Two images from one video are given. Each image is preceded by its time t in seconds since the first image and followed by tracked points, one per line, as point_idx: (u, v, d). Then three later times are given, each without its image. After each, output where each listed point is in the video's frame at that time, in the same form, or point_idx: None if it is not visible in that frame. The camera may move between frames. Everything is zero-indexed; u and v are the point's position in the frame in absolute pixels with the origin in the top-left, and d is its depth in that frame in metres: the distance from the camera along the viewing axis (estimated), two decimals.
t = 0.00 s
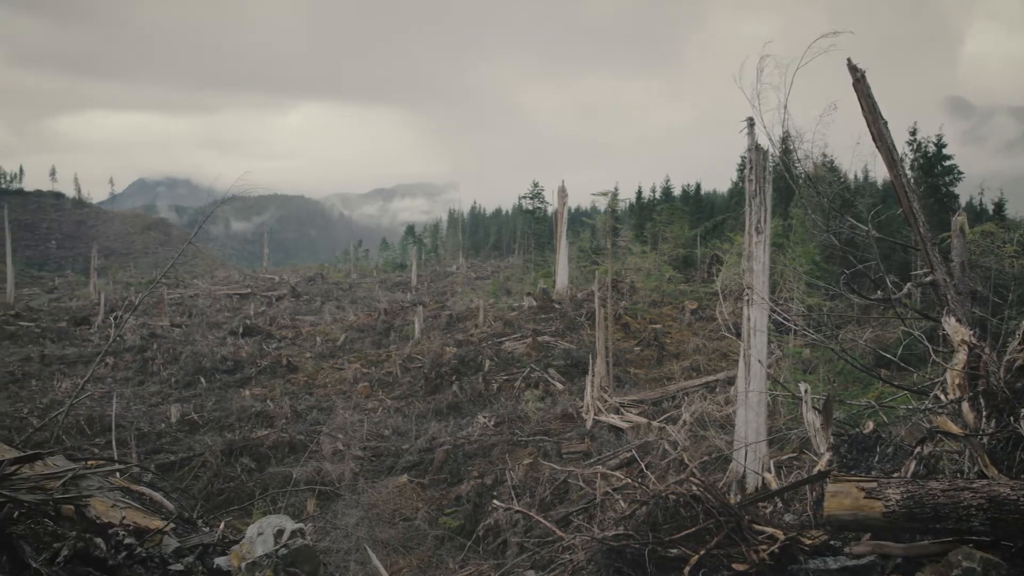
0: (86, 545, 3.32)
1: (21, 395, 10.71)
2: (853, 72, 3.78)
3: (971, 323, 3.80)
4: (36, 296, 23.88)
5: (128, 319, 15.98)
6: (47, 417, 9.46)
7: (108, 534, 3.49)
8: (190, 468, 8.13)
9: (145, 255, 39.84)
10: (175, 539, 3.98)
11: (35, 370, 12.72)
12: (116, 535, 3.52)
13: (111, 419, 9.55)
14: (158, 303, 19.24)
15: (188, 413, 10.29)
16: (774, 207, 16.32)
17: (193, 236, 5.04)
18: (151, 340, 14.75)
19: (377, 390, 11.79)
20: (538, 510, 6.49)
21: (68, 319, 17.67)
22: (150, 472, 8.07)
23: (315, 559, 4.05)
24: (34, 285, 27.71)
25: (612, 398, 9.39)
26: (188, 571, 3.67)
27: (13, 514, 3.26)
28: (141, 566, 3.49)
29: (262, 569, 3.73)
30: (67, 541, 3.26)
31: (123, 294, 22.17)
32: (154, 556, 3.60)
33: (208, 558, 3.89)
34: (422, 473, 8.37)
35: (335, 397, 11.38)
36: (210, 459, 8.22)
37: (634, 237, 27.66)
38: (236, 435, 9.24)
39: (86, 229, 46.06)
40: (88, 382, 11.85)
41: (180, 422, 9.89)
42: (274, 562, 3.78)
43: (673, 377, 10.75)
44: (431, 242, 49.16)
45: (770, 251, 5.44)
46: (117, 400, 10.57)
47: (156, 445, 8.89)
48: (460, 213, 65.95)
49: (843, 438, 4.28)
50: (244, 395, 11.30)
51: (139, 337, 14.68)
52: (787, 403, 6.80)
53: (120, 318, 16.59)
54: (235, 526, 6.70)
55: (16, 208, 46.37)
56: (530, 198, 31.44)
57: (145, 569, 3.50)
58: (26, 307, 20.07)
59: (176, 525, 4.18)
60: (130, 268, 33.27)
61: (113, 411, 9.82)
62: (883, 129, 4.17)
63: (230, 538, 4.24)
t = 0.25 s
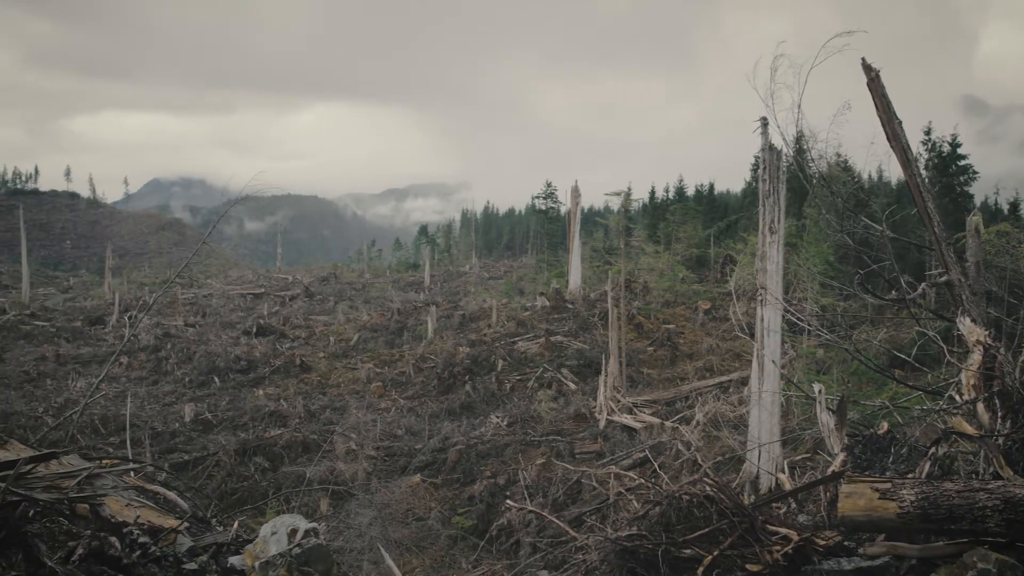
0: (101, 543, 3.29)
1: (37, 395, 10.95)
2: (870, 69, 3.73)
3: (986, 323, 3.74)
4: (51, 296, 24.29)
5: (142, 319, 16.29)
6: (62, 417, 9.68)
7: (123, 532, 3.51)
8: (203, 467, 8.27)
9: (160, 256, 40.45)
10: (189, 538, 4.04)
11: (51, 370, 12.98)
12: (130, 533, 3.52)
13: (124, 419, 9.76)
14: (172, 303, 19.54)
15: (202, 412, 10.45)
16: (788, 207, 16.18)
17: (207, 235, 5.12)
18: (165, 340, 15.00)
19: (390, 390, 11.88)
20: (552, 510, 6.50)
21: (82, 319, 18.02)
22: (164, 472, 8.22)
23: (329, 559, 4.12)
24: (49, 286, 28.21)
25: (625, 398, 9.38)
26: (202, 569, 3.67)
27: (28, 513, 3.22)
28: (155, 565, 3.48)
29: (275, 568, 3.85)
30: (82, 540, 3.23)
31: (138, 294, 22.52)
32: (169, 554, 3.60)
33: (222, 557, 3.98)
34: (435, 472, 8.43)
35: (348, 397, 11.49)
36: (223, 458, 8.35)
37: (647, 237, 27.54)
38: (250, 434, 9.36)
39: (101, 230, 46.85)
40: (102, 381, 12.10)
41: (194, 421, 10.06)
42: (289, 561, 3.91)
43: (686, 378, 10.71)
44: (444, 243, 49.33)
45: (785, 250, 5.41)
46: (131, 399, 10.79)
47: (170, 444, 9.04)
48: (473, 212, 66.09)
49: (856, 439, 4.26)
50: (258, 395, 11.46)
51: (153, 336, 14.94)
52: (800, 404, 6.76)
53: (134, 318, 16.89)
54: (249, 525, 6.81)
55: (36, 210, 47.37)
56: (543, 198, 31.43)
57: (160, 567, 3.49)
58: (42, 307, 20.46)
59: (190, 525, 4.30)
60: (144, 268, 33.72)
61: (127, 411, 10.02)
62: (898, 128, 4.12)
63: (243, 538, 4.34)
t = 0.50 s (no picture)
0: (116, 542, 3.24)
1: (52, 395, 11.21)
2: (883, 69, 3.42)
3: (1002, 323, 3.66)
4: (66, 296, 24.76)
5: (156, 319, 16.61)
6: (77, 416, 9.92)
7: (137, 531, 3.44)
8: (218, 467, 8.43)
9: (175, 257, 41.08)
10: (204, 537, 3.99)
11: (65, 369, 13.26)
12: (145, 532, 3.45)
13: (138, 418, 9.97)
14: (186, 303, 19.86)
15: (216, 412, 10.61)
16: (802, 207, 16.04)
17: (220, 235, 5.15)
18: (179, 339, 15.26)
19: (404, 389, 11.97)
20: (565, 510, 6.52)
21: (96, 318, 18.44)
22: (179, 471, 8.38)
23: (342, 558, 4.10)
24: (65, 286, 28.77)
25: (638, 398, 9.36)
26: (217, 569, 3.64)
27: (43, 512, 3.19)
28: (169, 564, 3.42)
29: (289, 567, 3.82)
30: (96, 539, 3.19)
31: (152, 294, 22.90)
32: (183, 554, 3.55)
33: (236, 556, 3.95)
34: (448, 472, 8.50)
35: (362, 396, 11.61)
36: (237, 458, 8.49)
37: (660, 236, 27.42)
38: (264, 434, 9.49)
39: (116, 231, 47.79)
40: (117, 381, 12.38)
41: (208, 421, 10.22)
42: (302, 561, 3.88)
43: (700, 378, 10.66)
44: (457, 243, 49.51)
45: (799, 251, 5.37)
46: (145, 399, 11.02)
47: (185, 444, 9.21)
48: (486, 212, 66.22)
49: (869, 439, 4.24)
50: (271, 394, 11.62)
51: (168, 336, 15.24)
52: (814, 404, 6.72)
53: (148, 318, 17.21)
54: (263, 525, 6.92)
55: (57, 213, 48.43)
56: (556, 198, 31.41)
57: (175, 566, 3.44)
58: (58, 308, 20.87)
59: (205, 524, 4.26)
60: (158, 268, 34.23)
61: (142, 410, 10.23)
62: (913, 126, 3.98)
63: (257, 537, 4.31)
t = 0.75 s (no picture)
0: (130, 541, 3.32)
1: (67, 394, 11.42)
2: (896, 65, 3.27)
3: (1018, 323, 3.63)
4: (80, 296, 25.17)
5: (170, 318, 16.89)
6: (92, 415, 10.12)
7: (152, 530, 3.52)
8: (232, 466, 8.56)
9: (189, 256, 41.68)
10: (217, 536, 4.05)
11: (80, 368, 13.54)
12: (160, 532, 3.52)
13: (152, 417, 10.17)
14: (200, 303, 20.16)
15: (230, 411, 10.77)
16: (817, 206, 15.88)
17: (233, 235, 5.06)
18: (193, 339, 15.50)
19: (417, 389, 12.05)
20: (578, 510, 6.54)
21: (110, 318, 18.80)
22: (192, 469, 8.52)
23: (355, 557, 4.14)
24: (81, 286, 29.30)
25: (652, 398, 9.33)
26: (230, 567, 3.68)
27: (58, 511, 3.18)
28: (184, 563, 3.49)
29: (302, 566, 3.84)
30: (110, 538, 3.28)
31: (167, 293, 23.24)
32: (197, 553, 3.61)
33: (250, 555, 4.01)
34: (462, 472, 8.55)
35: (375, 396, 11.72)
36: (251, 457, 8.61)
37: (674, 236, 27.27)
38: (278, 433, 9.61)
39: (131, 232, 48.57)
40: (132, 380, 12.61)
41: (222, 420, 10.38)
42: (316, 560, 3.89)
43: (713, 378, 10.60)
44: (470, 243, 49.62)
45: (813, 251, 5.34)
46: (159, 398, 11.22)
47: (200, 443, 9.36)
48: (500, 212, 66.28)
49: (883, 440, 4.21)
50: (285, 394, 11.77)
51: (182, 336, 15.50)
52: (829, 405, 6.67)
53: (163, 318, 17.50)
54: (276, 524, 7.01)
55: (76, 214, 49.42)
56: (568, 198, 31.35)
57: (188, 565, 3.49)
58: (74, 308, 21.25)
59: (218, 523, 4.32)
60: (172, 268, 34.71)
61: (156, 410, 10.43)
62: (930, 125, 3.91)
63: (269, 536, 4.39)
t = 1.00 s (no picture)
0: (145, 540, 3.32)
1: (82, 394, 11.63)
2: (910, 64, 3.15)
3: None
4: (94, 296, 25.65)
5: (184, 318, 17.16)
6: (106, 414, 10.32)
7: (166, 530, 3.55)
8: (246, 465, 8.68)
9: (203, 257, 42.25)
10: (232, 536, 4.07)
11: (95, 368, 13.82)
12: (173, 531, 3.56)
13: (166, 417, 10.36)
14: (213, 303, 20.45)
15: (244, 411, 10.92)
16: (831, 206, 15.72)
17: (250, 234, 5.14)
18: (207, 339, 15.73)
19: (430, 389, 12.12)
20: (591, 510, 6.55)
21: (124, 318, 19.16)
22: (206, 469, 8.65)
23: (369, 557, 4.14)
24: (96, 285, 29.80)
25: (665, 399, 9.30)
26: (244, 566, 3.66)
27: (75, 510, 3.27)
28: (198, 561, 3.48)
29: (316, 566, 3.83)
30: (126, 536, 3.29)
31: (182, 293, 23.57)
32: (210, 551, 3.60)
33: (264, 554, 4.03)
34: (475, 472, 8.60)
35: (389, 396, 11.82)
36: (265, 457, 8.73)
37: (687, 236, 27.11)
38: (291, 433, 9.73)
39: (146, 233, 49.43)
40: (146, 380, 12.82)
41: (235, 420, 10.52)
42: (329, 560, 3.89)
43: (727, 378, 10.54)
44: (483, 243, 49.71)
45: (827, 251, 5.30)
46: (174, 397, 11.41)
47: (214, 442, 9.50)
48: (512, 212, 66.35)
49: (898, 441, 4.17)
50: (299, 394, 11.92)
51: (196, 335, 15.75)
52: (843, 405, 6.64)
53: (177, 318, 17.78)
54: (290, 523, 7.08)
55: (94, 216, 50.35)
56: (580, 198, 31.30)
57: (202, 565, 3.48)
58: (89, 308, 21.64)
59: (232, 523, 4.32)
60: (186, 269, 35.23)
61: (170, 409, 10.61)
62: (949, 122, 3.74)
63: (283, 536, 4.43)
